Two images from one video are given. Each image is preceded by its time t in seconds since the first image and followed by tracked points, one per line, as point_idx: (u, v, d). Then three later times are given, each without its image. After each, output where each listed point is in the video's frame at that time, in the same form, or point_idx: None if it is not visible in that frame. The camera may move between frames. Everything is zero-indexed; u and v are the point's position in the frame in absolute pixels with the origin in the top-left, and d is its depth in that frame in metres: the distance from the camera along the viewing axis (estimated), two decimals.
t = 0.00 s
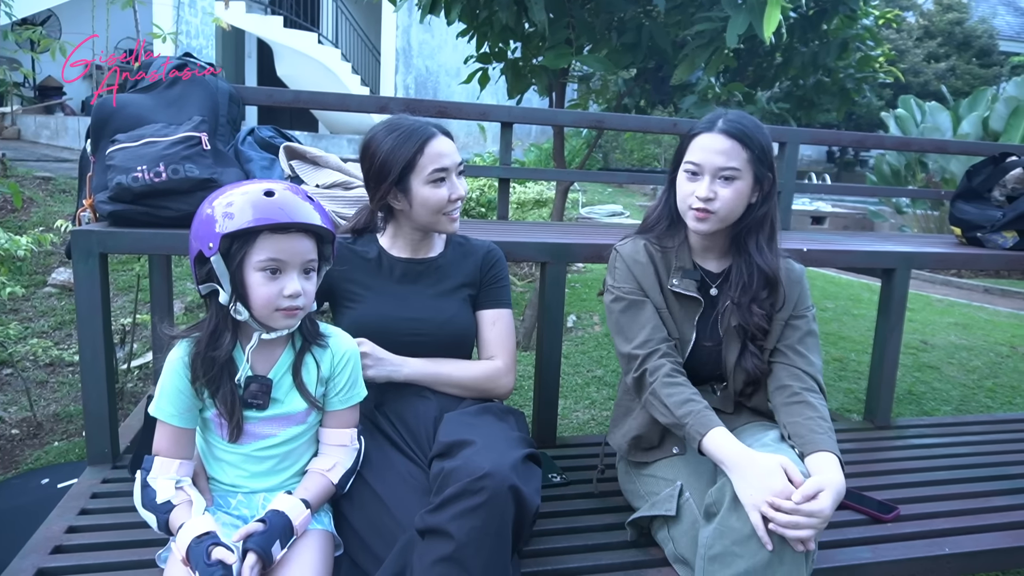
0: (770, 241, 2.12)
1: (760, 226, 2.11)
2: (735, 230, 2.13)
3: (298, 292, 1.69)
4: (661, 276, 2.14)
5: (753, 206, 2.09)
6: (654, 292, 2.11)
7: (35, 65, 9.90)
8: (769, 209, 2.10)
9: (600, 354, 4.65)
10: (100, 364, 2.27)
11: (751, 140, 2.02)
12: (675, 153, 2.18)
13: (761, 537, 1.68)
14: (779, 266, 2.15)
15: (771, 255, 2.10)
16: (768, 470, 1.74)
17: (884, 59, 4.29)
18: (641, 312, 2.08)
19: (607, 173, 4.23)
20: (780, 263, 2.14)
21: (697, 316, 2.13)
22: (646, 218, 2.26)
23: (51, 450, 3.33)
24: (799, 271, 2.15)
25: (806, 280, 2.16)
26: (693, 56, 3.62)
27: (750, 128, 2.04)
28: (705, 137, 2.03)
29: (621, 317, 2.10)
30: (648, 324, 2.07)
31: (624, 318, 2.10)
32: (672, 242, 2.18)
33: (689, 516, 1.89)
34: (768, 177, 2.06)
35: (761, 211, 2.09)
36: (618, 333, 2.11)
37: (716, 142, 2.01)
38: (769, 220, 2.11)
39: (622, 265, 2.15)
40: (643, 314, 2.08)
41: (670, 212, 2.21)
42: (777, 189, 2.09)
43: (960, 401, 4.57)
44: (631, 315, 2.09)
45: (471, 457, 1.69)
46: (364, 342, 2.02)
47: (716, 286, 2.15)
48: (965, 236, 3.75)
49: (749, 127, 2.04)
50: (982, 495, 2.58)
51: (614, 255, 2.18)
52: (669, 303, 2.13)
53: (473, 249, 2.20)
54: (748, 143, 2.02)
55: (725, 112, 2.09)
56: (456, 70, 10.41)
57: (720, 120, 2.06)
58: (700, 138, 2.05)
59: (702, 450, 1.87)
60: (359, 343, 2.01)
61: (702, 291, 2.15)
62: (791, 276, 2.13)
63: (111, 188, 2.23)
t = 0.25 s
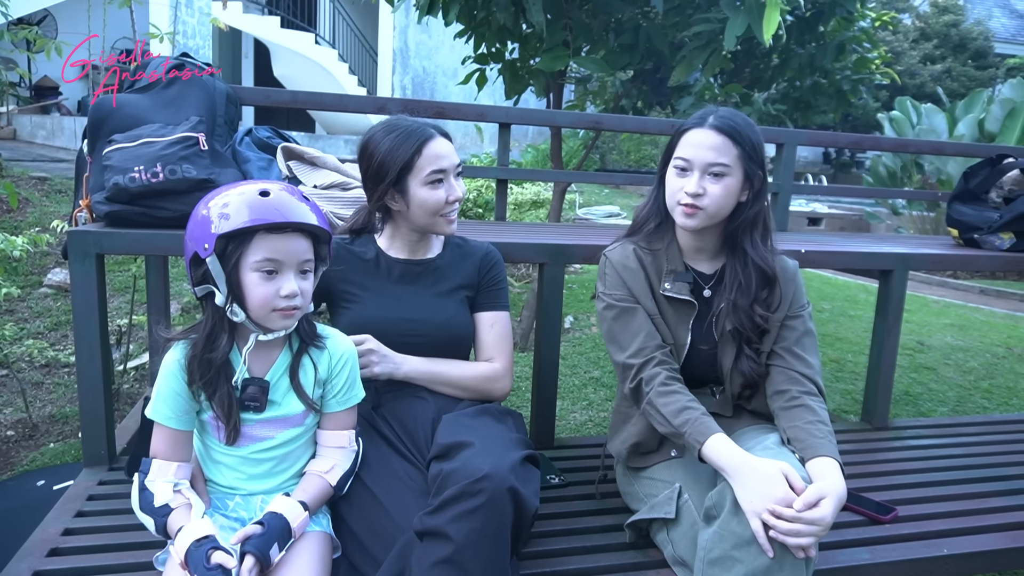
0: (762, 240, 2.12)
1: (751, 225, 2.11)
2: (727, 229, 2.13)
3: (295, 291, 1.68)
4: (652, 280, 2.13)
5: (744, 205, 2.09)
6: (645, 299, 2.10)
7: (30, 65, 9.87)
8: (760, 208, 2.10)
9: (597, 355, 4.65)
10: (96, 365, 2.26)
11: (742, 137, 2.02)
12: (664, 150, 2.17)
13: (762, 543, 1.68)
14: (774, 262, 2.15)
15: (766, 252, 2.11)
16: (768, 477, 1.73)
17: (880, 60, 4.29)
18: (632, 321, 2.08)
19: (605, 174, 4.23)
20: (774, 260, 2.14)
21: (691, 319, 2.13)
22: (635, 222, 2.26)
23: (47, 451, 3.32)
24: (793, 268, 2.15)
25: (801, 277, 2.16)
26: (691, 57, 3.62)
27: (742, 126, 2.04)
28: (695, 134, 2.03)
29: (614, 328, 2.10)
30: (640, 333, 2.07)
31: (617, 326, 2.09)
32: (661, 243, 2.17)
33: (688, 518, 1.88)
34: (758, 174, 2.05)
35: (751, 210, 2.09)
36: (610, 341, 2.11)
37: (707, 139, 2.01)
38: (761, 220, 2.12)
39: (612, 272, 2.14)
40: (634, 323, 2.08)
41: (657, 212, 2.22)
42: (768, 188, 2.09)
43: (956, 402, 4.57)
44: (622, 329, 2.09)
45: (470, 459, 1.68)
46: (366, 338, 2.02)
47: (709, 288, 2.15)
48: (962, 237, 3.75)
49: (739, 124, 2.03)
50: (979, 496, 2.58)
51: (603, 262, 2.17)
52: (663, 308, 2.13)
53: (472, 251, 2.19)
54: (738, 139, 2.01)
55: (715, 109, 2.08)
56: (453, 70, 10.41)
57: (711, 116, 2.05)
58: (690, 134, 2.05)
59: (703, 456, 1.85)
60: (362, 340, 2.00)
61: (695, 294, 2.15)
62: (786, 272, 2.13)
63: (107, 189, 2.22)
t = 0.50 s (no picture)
0: (743, 235, 2.11)
1: (732, 220, 2.09)
2: (708, 224, 2.12)
3: (292, 291, 1.67)
4: (634, 285, 2.12)
5: (725, 198, 2.08)
6: (629, 305, 2.09)
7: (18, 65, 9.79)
8: (741, 201, 2.08)
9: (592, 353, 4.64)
10: (89, 367, 2.23)
11: (722, 127, 2.01)
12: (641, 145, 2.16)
13: (764, 545, 1.67)
14: (761, 255, 2.14)
15: (746, 247, 2.10)
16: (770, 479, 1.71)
17: (871, 56, 4.29)
18: (617, 327, 2.07)
19: (598, 171, 4.22)
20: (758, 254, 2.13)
21: (677, 321, 2.11)
22: (614, 223, 2.25)
23: (39, 455, 3.29)
24: (779, 258, 2.14)
25: (788, 267, 2.15)
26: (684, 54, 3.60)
27: (721, 116, 2.03)
28: (676, 124, 2.02)
29: (599, 337, 2.09)
30: (625, 341, 2.05)
31: (603, 333, 2.08)
32: (641, 244, 2.16)
33: (686, 519, 1.88)
34: (739, 166, 2.05)
35: (733, 203, 2.07)
36: (597, 346, 2.11)
37: (687, 129, 2.00)
38: (742, 212, 2.10)
39: (593, 278, 2.13)
40: (618, 329, 2.07)
41: (634, 210, 2.22)
42: (748, 180, 2.08)
43: (949, 396, 4.59)
44: (608, 339, 2.08)
45: (469, 458, 1.67)
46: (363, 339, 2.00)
47: (693, 285, 2.14)
48: (955, 233, 3.76)
49: (717, 113, 2.03)
50: (975, 490, 2.58)
51: (584, 267, 2.16)
52: (648, 309, 2.11)
53: (468, 250, 2.18)
54: (717, 128, 2.00)
55: (693, 100, 2.08)
56: (444, 69, 10.39)
57: (689, 107, 2.05)
58: (668, 125, 2.04)
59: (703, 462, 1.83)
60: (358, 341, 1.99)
61: (680, 293, 2.14)
62: (773, 264, 2.13)
63: (99, 189, 2.19)
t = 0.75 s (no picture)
0: (742, 238, 2.09)
1: (731, 221, 2.07)
2: (706, 226, 2.10)
3: (291, 290, 1.66)
4: (628, 292, 2.11)
5: (723, 199, 2.06)
6: (621, 313, 2.07)
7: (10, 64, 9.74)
8: (739, 202, 2.07)
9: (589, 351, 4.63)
10: (85, 368, 2.21)
11: (718, 126, 2.00)
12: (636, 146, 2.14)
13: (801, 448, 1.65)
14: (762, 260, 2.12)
15: (746, 250, 2.07)
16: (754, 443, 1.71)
17: (866, 54, 4.28)
18: (609, 338, 2.07)
19: (594, 169, 4.21)
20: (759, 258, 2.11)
21: (672, 327, 2.09)
22: (609, 228, 2.23)
23: (34, 456, 3.27)
24: (781, 262, 2.13)
25: (789, 270, 2.14)
26: (681, 51, 3.58)
27: (717, 115, 2.02)
28: (670, 123, 2.01)
29: (592, 347, 2.10)
30: (616, 352, 2.05)
31: (598, 340, 2.08)
32: (636, 251, 2.15)
33: (684, 520, 1.87)
34: (736, 165, 2.04)
35: (732, 204, 2.06)
36: (592, 352, 2.11)
37: (683, 128, 1.99)
38: (741, 214, 2.08)
39: (587, 283, 2.11)
40: (609, 340, 2.07)
41: (628, 214, 2.20)
42: (745, 180, 2.07)
43: (946, 393, 4.59)
44: (598, 350, 2.09)
45: (471, 459, 1.66)
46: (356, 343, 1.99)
47: (690, 290, 2.13)
48: (952, 230, 3.76)
49: (713, 112, 2.01)
50: (975, 487, 2.58)
51: (577, 272, 2.15)
52: (645, 317, 2.10)
53: (467, 249, 2.16)
54: (713, 126, 1.99)
55: (687, 99, 2.07)
56: (439, 67, 10.37)
57: (683, 106, 2.04)
58: (664, 125, 2.02)
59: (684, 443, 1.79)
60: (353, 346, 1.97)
61: (677, 298, 2.12)
62: (775, 268, 2.11)
63: (94, 188, 2.17)
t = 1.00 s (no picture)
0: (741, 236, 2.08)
1: (730, 219, 2.05)
2: (704, 225, 2.09)
3: (285, 290, 1.63)
4: (629, 292, 2.10)
5: (721, 197, 2.05)
6: (621, 310, 2.06)
7: None
8: (738, 200, 2.04)
9: (583, 349, 4.62)
10: (75, 371, 2.19)
11: (714, 123, 1.98)
12: (632, 144, 2.13)
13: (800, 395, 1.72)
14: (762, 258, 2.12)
15: (745, 249, 2.06)
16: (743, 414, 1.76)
17: (857, 51, 4.28)
18: (610, 337, 2.05)
19: (588, 168, 4.19)
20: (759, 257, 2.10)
21: (673, 327, 2.08)
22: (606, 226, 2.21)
23: (23, 459, 3.23)
24: (783, 260, 2.12)
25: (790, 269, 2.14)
26: (673, 49, 3.57)
27: (713, 112, 2.00)
28: (666, 121, 1.99)
29: (595, 346, 2.08)
30: (619, 350, 2.03)
31: (598, 340, 2.07)
32: (635, 250, 2.14)
33: (683, 520, 1.86)
34: (734, 162, 2.02)
35: (730, 202, 2.04)
36: (595, 351, 2.09)
37: (679, 126, 1.97)
38: (739, 213, 2.06)
39: (586, 284, 2.10)
40: (610, 340, 2.05)
41: (626, 214, 2.18)
42: (743, 177, 2.05)
43: (938, 389, 4.60)
44: (601, 348, 2.07)
45: (468, 460, 1.65)
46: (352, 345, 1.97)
47: (690, 290, 2.12)
48: (945, 226, 3.77)
49: (708, 108, 2.00)
50: (971, 483, 2.58)
51: (575, 271, 2.14)
52: (647, 317, 2.09)
53: (462, 249, 2.14)
54: (709, 123, 1.98)
55: (682, 96, 2.05)
56: (430, 66, 10.34)
57: (677, 103, 2.02)
58: (658, 123, 2.01)
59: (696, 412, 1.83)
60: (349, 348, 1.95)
61: (677, 298, 2.12)
62: (775, 267, 2.11)
63: (83, 188, 2.14)
